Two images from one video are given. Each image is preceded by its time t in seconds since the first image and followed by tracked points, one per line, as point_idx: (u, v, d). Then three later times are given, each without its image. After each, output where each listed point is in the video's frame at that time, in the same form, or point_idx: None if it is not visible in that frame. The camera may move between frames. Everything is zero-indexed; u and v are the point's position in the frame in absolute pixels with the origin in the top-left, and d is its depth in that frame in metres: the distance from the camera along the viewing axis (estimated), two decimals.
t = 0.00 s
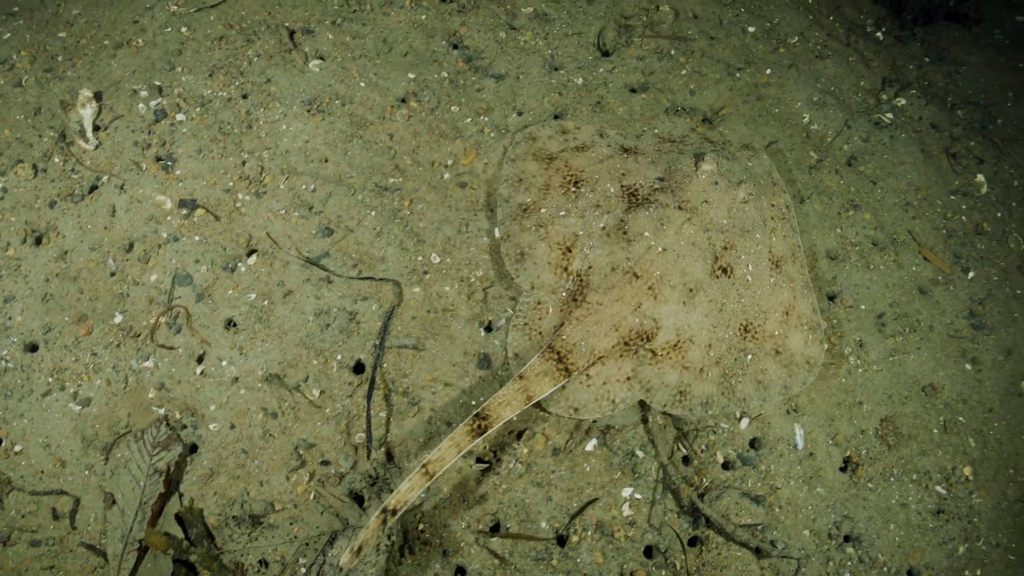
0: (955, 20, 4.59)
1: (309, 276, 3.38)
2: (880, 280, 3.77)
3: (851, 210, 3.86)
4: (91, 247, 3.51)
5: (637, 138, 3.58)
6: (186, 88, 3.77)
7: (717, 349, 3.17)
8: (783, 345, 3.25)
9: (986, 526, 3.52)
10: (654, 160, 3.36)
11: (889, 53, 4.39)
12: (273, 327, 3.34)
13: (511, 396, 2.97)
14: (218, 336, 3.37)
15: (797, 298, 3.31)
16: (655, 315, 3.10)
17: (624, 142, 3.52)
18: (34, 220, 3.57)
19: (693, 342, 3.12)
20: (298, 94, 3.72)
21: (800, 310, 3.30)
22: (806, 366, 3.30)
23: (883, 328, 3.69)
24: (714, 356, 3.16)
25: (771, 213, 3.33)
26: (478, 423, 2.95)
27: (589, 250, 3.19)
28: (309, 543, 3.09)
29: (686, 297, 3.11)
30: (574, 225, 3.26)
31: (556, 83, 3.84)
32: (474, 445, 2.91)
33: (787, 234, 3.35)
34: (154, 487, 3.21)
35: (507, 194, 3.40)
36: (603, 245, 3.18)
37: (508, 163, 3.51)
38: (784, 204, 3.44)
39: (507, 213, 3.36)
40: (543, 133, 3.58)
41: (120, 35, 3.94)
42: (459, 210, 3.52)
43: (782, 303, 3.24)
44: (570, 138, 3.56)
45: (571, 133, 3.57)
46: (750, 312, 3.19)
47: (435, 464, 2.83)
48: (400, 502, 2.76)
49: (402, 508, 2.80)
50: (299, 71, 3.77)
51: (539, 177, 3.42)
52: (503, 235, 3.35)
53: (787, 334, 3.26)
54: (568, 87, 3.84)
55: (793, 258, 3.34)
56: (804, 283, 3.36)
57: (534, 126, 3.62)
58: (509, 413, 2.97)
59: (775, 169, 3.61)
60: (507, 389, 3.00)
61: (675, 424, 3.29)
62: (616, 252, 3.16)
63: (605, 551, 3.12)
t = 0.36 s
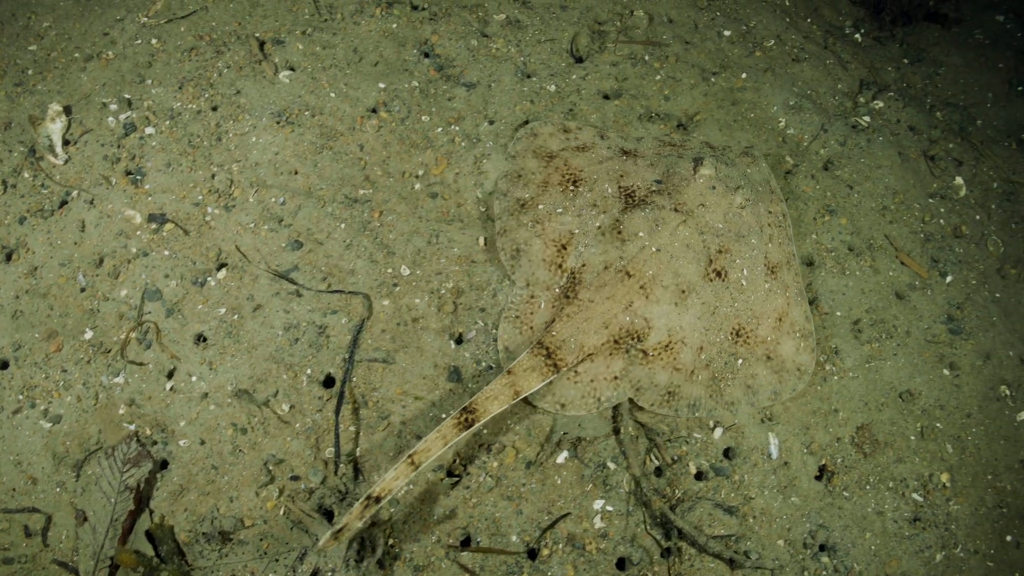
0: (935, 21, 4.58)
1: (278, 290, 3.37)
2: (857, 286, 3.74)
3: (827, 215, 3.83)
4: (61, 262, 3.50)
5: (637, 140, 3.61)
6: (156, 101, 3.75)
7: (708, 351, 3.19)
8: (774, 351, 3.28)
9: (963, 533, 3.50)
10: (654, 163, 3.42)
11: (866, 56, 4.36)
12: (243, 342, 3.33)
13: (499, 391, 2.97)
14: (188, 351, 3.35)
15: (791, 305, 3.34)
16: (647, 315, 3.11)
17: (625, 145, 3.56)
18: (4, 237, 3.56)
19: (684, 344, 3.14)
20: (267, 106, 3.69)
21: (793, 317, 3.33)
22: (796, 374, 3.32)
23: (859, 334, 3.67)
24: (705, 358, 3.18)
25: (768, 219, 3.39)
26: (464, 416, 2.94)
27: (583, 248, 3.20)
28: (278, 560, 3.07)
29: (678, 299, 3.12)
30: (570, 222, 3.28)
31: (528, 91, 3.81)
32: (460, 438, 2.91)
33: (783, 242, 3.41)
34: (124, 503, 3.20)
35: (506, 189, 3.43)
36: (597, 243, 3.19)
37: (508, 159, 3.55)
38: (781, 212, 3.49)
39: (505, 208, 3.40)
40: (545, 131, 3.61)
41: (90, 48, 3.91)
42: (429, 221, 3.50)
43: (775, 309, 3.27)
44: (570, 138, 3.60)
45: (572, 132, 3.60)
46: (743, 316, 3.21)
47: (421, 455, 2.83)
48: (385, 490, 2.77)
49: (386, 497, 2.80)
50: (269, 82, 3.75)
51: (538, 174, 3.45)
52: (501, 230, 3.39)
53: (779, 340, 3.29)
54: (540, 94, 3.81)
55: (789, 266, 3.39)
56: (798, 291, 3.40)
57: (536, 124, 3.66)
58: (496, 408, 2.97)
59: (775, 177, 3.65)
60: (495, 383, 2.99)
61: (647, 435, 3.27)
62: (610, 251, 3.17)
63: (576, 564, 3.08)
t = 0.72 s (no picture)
0: (916, 23, 4.55)
1: (248, 306, 3.34)
2: (834, 294, 3.71)
3: (805, 222, 3.80)
4: (32, 279, 3.48)
5: (637, 146, 3.64)
6: (127, 115, 3.73)
7: (694, 357, 3.17)
8: (761, 361, 3.26)
9: (943, 543, 3.47)
10: (652, 168, 3.43)
11: (846, 61, 4.33)
12: (213, 358, 3.32)
13: (481, 386, 2.94)
14: (158, 368, 3.34)
15: (780, 317, 3.34)
16: (633, 315, 3.10)
17: (624, 150, 3.58)
18: None
19: (670, 347, 3.13)
20: (238, 118, 3.67)
21: (782, 329, 3.33)
22: (780, 388, 3.30)
23: (837, 343, 3.64)
24: (691, 363, 3.17)
25: (763, 230, 3.39)
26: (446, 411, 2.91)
27: (574, 246, 3.21)
28: None
29: (666, 301, 3.11)
30: (563, 221, 3.29)
31: (501, 100, 3.77)
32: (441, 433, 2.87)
33: (776, 255, 3.41)
34: (95, 522, 3.18)
35: (503, 185, 3.44)
36: (588, 242, 3.21)
37: (507, 156, 3.55)
38: (776, 224, 3.50)
39: (499, 203, 3.39)
40: (545, 132, 3.64)
41: (62, 61, 3.89)
42: (401, 235, 3.47)
43: (764, 320, 3.27)
44: (570, 140, 3.62)
45: (572, 135, 3.63)
46: (732, 325, 3.20)
47: (401, 447, 2.79)
48: (362, 479, 2.74)
49: (362, 487, 2.77)
50: (240, 95, 3.72)
51: (535, 172, 3.46)
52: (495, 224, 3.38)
53: (766, 351, 3.27)
54: (513, 104, 3.77)
55: (781, 278, 3.40)
56: (789, 304, 3.39)
57: (536, 124, 3.68)
58: (477, 404, 2.93)
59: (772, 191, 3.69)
60: (478, 379, 2.96)
61: (620, 448, 3.25)
62: (600, 250, 3.18)
63: None
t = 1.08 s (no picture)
0: (896, 29, 4.51)
1: (216, 323, 3.32)
2: (811, 305, 3.67)
3: (781, 233, 3.76)
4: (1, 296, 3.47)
5: (630, 151, 3.60)
6: (97, 130, 3.70)
7: (677, 363, 3.13)
8: (744, 371, 3.23)
9: (920, 556, 3.43)
10: (642, 175, 3.41)
11: (824, 67, 4.28)
12: (181, 376, 3.30)
13: (460, 385, 2.95)
14: (127, 386, 3.32)
15: (765, 327, 3.31)
16: (617, 318, 3.07)
17: (616, 156, 3.56)
18: None
19: (653, 352, 3.10)
20: (208, 133, 3.65)
21: (767, 339, 3.30)
22: (763, 398, 3.28)
23: (813, 354, 3.60)
24: (674, 370, 3.13)
25: (751, 240, 3.36)
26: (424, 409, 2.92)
27: (560, 248, 3.19)
28: None
29: (650, 306, 3.07)
30: (551, 223, 3.27)
31: (473, 112, 3.75)
32: (416, 429, 2.86)
33: (763, 265, 3.39)
34: (62, 541, 3.14)
35: (494, 188, 3.44)
36: (575, 244, 3.19)
37: (500, 159, 3.56)
38: (766, 235, 3.48)
39: (489, 205, 3.40)
40: (539, 136, 3.63)
41: (33, 75, 3.87)
42: (370, 249, 3.45)
43: (749, 329, 3.23)
44: (562, 145, 3.61)
45: (565, 140, 3.62)
46: (716, 333, 3.16)
47: (374, 439, 2.80)
48: (333, 464, 2.75)
49: (332, 472, 2.78)
50: (210, 109, 3.70)
51: (526, 176, 3.46)
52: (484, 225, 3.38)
53: (750, 360, 3.24)
54: (485, 116, 3.74)
55: (767, 289, 3.37)
56: (774, 314, 3.37)
57: (530, 128, 3.67)
58: (455, 403, 2.93)
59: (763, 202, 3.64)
60: (458, 379, 2.98)
61: (590, 465, 3.23)
62: (586, 253, 3.16)
63: None
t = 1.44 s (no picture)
0: (874, 30, 4.48)
1: (183, 337, 3.30)
2: (785, 311, 3.64)
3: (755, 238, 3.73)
4: None
5: (612, 152, 3.60)
6: (64, 143, 3.68)
7: (661, 361, 3.11)
8: (729, 369, 3.18)
9: (896, 564, 3.40)
10: (624, 175, 3.38)
11: (800, 70, 4.25)
12: (148, 390, 3.28)
13: (442, 383, 2.94)
14: (94, 401, 3.30)
15: (748, 324, 3.27)
16: (600, 316, 3.06)
17: (598, 156, 3.54)
18: None
19: (636, 350, 3.08)
20: (175, 144, 3.63)
21: (750, 336, 3.26)
22: (748, 396, 3.23)
23: (787, 362, 3.58)
24: (657, 368, 3.11)
25: (733, 239, 3.32)
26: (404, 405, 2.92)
27: (543, 247, 3.18)
28: None
29: (634, 303, 3.05)
30: (534, 223, 3.26)
31: (443, 120, 3.72)
32: (395, 424, 2.86)
33: (745, 264, 3.34)
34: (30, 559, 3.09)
35: (476, 190, 3.44)
36: (557, 243, 3.17)
37: (482, 161, 3.56)
38: (748, 234, 3.43)
39: (471, 207, 3.39)
40: (521, 138, 3.62)
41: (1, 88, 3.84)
42: (339, 261, 3.42)
43: (732, 327, 3.20)
44: (545, 146, 3.60)
45: (547, 141, 3.60)
46: (700, 331, 3.13)
47: (352, 432, 2.81)
48: (309, 452, 2.77)
49: (308, 460, 2.80)
50: (177, 120, 3.68)
51: (509, 178, 3.45)
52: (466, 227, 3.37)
53: (734, 359, 3.20)
54: (454, 123, 3.71)
55: (749, 288, 3.33)
56: (757, 312, 3.34)
57: (512, 130, 3.66)
58: (436, 401, 2.92)
59: (745, 201, 3.59)
60: (440, 377, 2.98)
61: (560, 476, 3.21)
62: (569, 251, 3.14)
63: None
